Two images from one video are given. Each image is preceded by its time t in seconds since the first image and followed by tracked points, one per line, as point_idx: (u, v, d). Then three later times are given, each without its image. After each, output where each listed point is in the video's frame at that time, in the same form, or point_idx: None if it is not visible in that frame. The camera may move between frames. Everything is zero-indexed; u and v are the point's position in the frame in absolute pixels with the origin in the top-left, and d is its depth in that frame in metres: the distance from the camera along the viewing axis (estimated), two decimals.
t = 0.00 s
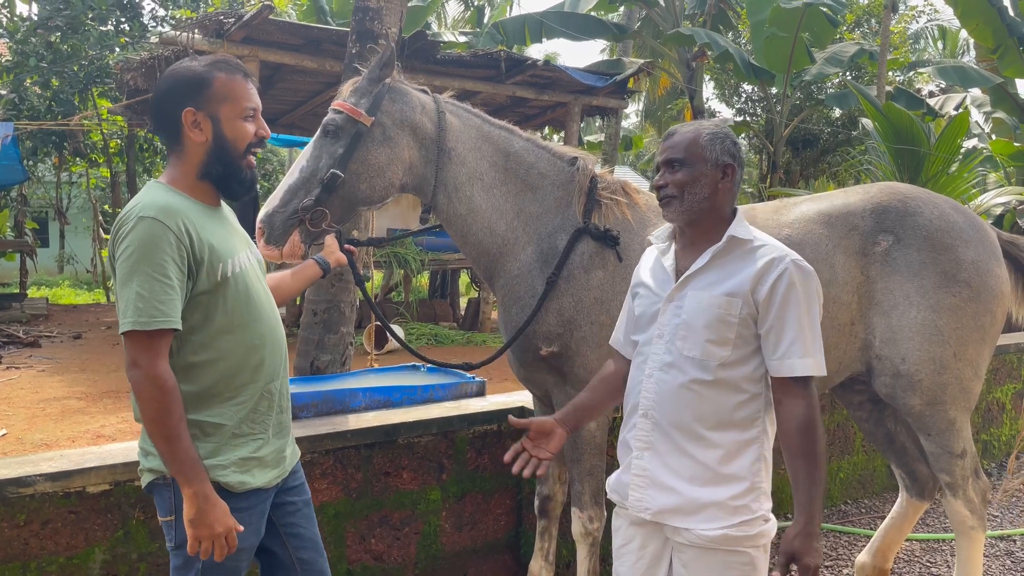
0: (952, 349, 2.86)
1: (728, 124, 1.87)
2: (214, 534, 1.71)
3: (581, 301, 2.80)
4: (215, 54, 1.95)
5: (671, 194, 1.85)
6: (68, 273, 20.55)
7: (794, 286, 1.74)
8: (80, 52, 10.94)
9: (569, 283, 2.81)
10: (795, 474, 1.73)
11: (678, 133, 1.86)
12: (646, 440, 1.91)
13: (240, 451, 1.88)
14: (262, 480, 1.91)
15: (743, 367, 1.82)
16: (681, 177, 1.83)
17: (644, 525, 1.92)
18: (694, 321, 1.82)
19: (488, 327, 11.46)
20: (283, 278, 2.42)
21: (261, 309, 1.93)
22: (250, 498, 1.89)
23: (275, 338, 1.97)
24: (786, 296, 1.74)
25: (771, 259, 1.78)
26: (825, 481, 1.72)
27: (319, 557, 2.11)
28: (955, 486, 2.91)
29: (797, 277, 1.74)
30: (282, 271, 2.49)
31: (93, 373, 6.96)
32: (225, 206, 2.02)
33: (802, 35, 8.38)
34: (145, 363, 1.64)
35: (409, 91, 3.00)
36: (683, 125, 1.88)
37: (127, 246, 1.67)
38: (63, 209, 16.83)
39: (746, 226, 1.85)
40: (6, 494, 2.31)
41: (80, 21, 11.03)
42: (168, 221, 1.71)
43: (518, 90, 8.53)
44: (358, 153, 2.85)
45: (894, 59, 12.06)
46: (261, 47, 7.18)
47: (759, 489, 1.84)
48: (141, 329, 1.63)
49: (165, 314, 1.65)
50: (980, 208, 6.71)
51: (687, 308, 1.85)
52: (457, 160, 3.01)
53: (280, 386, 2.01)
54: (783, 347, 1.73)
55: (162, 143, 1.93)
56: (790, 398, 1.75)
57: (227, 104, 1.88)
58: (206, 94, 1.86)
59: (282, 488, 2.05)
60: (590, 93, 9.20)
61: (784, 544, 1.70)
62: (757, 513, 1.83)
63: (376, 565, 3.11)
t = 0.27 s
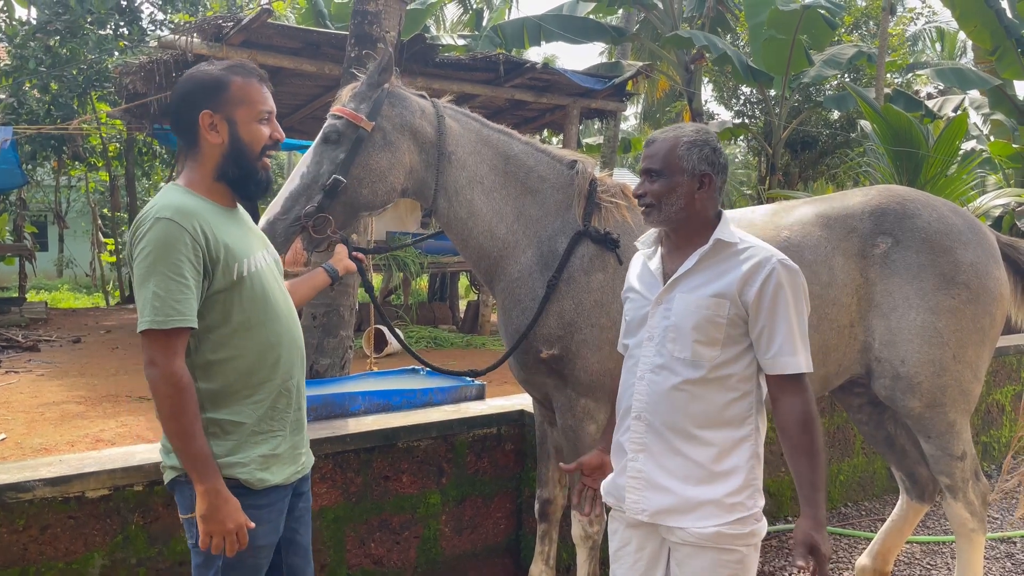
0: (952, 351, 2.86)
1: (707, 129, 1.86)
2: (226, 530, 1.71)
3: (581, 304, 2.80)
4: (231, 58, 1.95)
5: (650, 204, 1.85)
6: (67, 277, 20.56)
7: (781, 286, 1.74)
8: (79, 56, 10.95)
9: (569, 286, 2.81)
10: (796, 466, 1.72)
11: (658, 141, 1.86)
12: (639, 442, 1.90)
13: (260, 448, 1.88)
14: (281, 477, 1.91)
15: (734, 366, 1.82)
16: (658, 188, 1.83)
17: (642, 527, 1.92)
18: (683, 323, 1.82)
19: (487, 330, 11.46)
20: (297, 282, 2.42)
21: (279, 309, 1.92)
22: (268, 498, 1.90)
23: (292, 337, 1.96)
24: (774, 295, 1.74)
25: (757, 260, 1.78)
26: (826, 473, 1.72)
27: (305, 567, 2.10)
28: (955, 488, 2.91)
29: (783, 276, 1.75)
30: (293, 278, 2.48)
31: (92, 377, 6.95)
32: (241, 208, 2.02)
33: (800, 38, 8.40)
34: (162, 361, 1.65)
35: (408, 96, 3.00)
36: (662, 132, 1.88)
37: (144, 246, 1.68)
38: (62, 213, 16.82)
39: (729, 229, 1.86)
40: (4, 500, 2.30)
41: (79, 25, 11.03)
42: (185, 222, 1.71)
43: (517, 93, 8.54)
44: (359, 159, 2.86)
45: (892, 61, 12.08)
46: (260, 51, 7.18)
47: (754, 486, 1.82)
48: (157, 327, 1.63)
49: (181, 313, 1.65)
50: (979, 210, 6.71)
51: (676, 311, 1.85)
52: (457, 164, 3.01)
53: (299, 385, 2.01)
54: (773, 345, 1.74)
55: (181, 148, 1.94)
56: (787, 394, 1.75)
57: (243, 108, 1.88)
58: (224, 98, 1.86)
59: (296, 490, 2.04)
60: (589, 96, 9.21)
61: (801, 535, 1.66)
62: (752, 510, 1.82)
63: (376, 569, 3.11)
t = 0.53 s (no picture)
0: (953, 354, 2.86)
1: (704, 133, 1.85)
2: (251, 523, 1.71)
3: (582, 307, 2.80)
4: (253, 72, 1.98)
5: (649, 209, 1.85)
6: (67, 281, 20.55)
7: (774, 288, 1.73)
8: (79, 60, 10.96)
9: (570, 289, 2.81)
10: (777, 463, 1.71)
11: (655, 146, 1.85)
12: (635, 443, 1.90)
13: (271, 451, 1.89)
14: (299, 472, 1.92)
15: (728, 370, 1.81)
16: (656, 193, 1.83)
17: (642, 528, 1.92)
18: (678, 325, 1.82)
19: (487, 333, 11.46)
20: (302, 294, 2.40)
21: (290, 315, 1.93)
22: (288, 487, 1.89)
23: (301, 342, 1.96)
24: (767, 299, 1.73)
25: (751, 264, 1.77)
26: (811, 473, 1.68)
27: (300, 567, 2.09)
28: (957, 491, 2.90)
29: (776, 278, 1.74)
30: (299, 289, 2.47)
31: (92, 381, 6.94)
32: (258, 218, 2.04)
33: (800, 40, 8.40)
34: (175, 365, 1.66)
35: (406, 104, 3.00)
36: (660, 137, 1.88)
37: (161, 253, 1.70)
38: (62, 217, 16.82)
39: (728, 232, 1.85)
40: (5, 505, 2.30)
41: (79, 29, 11.05)
42: (200, 230, 1.73)
43: (517, 96, 8.55)
44: (360, 167, 2.84)
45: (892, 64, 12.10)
46: (260, 55, 7.18)
47: (747, 489, 1.81)
48: (172, 331, 1.65)
49: (195, 318, 1.67)
50: (979, 212, 6.71)
51: (671, 313, 1.85)
52: (457, 169, 3.00)
53: (308, 390, 2.01)
54: (764, 347, 1.72)
55: (201, 157, 1.97)
56: (777, 398, 1.73)
57: (263, 120, 1.91)
58: (243, 110, 1.89)
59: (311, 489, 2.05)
60: (589, 99, 9.22)
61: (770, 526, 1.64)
62: (744, 513, 1.80)
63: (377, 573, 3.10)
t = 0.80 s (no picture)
0: (956, 355, 2.85)
1: (714, 136, 1.86)
2: (242, 524, 1.70)
3: (584, 309, 2.79)
4: (259, 79, 1.99)
5: (660, 210, 1.85)
6: (69, 284, 20.57)
7: (773, 290, 1.72)
8: (81, 65, 10.98)
9: (572, 292, 2.81)
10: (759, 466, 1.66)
11: (666, 147, 1.85)
12: (636, 443, 1.91)
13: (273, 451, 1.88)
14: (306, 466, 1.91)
15: (729, 371, 1.80)
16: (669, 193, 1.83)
17: (645, 529, 1.91)
18: (679, 326, 1.82)
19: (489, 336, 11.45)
20: (316, 296, 2.39)
21: (296, 315, 1.93)
22: (294, 478, 1.88)
23: (307, 341, 1.95)
24: (768, 298, 1.71)
25: (752, 265, 1.76)
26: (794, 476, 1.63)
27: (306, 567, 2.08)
28: (961, 494, 2.88)
29: (776, 279, 1.72)
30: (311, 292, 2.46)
31: (93, 385, 6.94)
32: (265, 221, 2.04)
33: (801, 43, 8.40)
34: (182, 361, 1.67)
35: (406, 109, 2.99)
36: (669, 138, 1.88)
37: (171, 250, 1.71)
38: (64, 221, 16.83)
39: (733, 233, 1.84)
40: (6, 509, 2.29)
41: (80, 33, 11.06)
42: (208, 229, 1.74)
43: (518, 99, 8.55)
44: (362, 174, 2.84)
45: (892, 66, 12.11)
46: (261, 59, 7.19)
47: (747, 490, 1.80)
48: (180, 328, 1.65)
49: (203, 316, 1.68)
50: (981, 214, 6.70)
51: (673, 314, 1.85)
52: (458, 174, 3.00)
53: (314, 390, 2.00)
54: (761, 348, 1.71)
55: (208, 160, 1.96)
56: (767, 400, 1.70)
57: (266, 125, 1.91)
58: (249, 115, 1.89)
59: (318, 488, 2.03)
60: (590, 102, 9.22)
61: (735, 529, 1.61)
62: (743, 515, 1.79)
63: None
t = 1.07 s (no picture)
0: (957, 359, 2.85)
1: (719, 141, 1.86)
2: (246, 526, 1.69)
3: (586, 313, 2.79)
4: (256, 86, 2.00)
5: (667, 213, 1.85)
6: (69, 288, 20.58)
7: (779, 294, 1.72)
8: (81, 68, 10.99)
9: (574, 296, 2.81)
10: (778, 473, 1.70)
11: (672, 150, 1.85)
12: (642, 449, 1.89)
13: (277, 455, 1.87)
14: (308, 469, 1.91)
15: (735, 375, 1.80)
16: (676, 196, 1.82)
17: (648, 534, 1.91)
18: (685, 330, 1.82)
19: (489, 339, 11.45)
20: (326, 302, 2.40)
21: (299, 318, 1.93)
22: (297, 482, 1.87)
23: (309, 345, 1.95)
24: (772, 302, 1.72)
25: (757, 270, 1.77)
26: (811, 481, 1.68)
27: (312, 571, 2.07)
28: (963, 497, 2.87)
29: (781, 284, 1.73)
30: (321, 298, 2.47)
31: (94, 389, 6.93)
32: (266, 226, 2.04)
33: (801, 45, 8.40)
34: (183, 364, 1.67)
35: (403, 116, 2.99)
36: (675, 141, 1.87)
37: (171, 255, 1.71)
38: (65, 225, 16.85)
39: (735, 238, 1.85)
40: (6, 514, 2.29)
41: (81, 37, 11.07)
42: (208, 234, 1.74)
43: (518, 102, 8.55)
44: (362, 183, 2.84)
45: (892, 69, 12.11)
46: (262, 62, 7.19)
47: (755, 493, 1.80)
48: (181, 331, 1.66)
49: (203, 319, 1.68)
50: (981, 216, 6.70)
51: (678, 319, 1.84)
52: (457, 180, 3.00)
53: (318, 394, 2.00)
54: (769, 352, 1.72)
55: (207, 165, 1.96)
56: (779, 404, 1.72)
57: (264, 130, 1.91)
58: (246, 121, 1.90)
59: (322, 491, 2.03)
60: (590, 105, 9.22)
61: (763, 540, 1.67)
62: (751, 518, 1.79)
63: None
